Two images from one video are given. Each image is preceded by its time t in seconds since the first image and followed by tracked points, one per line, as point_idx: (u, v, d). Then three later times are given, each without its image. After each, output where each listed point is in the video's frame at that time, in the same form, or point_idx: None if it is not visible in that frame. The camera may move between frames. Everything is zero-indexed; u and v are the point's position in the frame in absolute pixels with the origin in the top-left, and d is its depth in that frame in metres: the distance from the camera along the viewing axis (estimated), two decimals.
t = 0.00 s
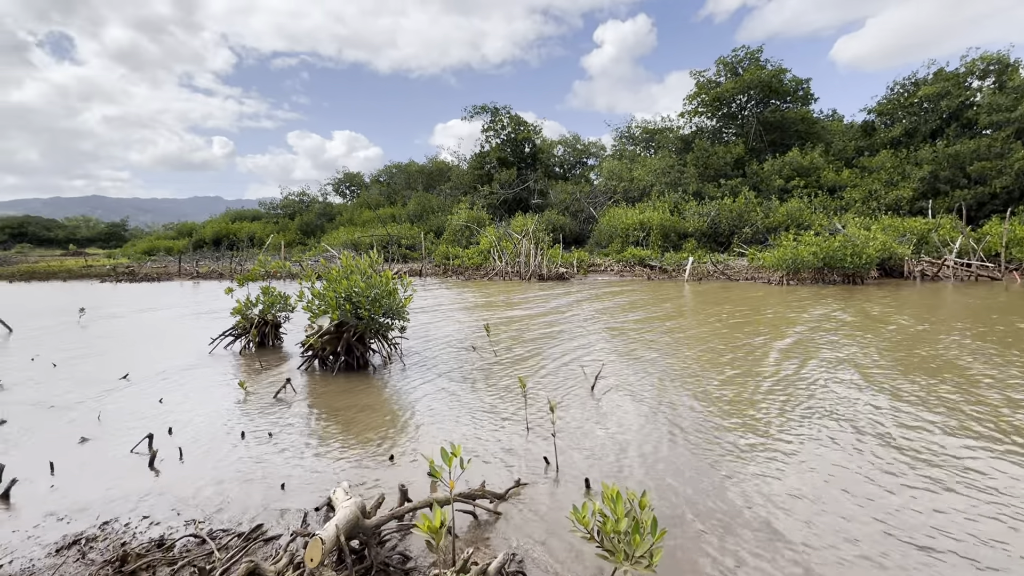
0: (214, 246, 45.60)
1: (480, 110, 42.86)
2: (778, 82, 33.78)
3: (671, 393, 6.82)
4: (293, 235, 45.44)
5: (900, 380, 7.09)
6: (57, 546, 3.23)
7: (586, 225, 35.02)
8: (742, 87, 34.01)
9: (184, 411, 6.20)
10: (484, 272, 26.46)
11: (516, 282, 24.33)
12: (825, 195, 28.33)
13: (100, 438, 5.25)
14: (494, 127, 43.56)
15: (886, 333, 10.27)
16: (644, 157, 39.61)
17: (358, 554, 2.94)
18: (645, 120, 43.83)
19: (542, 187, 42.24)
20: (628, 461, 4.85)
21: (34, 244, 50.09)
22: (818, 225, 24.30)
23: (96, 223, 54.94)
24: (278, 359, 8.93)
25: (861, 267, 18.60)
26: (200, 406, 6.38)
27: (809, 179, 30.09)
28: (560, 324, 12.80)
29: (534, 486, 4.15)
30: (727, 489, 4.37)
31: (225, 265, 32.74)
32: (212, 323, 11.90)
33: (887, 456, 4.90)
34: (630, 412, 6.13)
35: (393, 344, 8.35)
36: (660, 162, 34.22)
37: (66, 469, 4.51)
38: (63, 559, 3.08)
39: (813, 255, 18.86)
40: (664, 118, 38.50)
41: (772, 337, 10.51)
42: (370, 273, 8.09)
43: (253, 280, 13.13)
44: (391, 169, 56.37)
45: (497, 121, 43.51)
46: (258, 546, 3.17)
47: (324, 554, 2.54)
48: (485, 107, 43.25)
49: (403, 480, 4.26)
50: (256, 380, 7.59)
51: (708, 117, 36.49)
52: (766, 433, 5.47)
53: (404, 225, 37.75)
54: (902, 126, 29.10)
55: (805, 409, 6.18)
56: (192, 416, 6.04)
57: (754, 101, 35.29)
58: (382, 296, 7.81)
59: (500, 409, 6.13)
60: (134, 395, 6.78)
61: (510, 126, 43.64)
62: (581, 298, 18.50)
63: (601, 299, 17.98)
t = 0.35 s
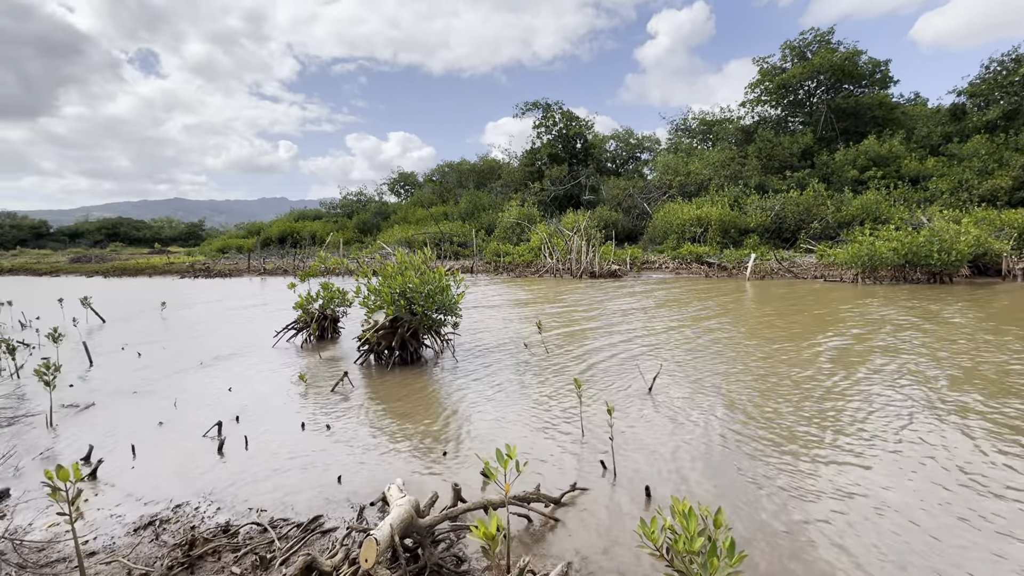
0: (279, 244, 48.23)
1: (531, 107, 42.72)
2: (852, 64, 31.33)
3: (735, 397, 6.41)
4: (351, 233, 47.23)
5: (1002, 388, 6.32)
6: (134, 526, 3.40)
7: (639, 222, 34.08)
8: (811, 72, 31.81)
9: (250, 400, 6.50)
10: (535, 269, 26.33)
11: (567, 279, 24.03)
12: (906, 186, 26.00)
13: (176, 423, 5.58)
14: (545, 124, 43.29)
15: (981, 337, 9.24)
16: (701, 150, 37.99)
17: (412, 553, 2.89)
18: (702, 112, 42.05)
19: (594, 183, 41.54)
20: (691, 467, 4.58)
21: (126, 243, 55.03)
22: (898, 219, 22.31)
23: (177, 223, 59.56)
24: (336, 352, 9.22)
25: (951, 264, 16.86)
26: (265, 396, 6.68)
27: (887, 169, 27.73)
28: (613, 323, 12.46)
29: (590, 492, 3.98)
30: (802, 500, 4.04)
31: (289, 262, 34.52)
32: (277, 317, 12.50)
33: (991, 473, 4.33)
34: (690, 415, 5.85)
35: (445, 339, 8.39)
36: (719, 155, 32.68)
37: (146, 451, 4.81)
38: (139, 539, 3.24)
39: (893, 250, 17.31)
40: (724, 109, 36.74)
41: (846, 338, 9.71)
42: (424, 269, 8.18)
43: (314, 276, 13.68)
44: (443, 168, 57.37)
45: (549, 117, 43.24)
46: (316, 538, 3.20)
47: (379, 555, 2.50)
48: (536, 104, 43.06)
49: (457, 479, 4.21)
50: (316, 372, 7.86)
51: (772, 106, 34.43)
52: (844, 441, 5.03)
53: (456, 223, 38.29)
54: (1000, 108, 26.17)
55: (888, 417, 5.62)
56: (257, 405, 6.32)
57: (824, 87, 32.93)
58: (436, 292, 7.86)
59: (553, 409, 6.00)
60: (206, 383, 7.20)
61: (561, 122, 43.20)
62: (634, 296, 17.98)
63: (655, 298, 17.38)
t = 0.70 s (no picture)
0: (340, 243, 50.41)
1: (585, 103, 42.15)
2: (941, 44, 28.55)
3: (811, 403, 5.95)
4: (407, 232, 48.60)
5: None
6: (213, 508, 3.57)
7: (697, 218, 32.78)
8: (892, 55, 29.28)
9: (316, 391, 6.76)
10: (588, 267, 25.95)
11: (622, 277, 23.50)
12: (1007, 176, 23.36)
13: (249, 411, 5.88)
14: (599, 120, 42.66)
15: None
16: (766, 143, 35.99)
17: (477, 553, 2.84)
18: (767, 102, 39.82)
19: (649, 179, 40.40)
20: (766, 475, 4.28)
21: (205, 243, 59.51)
22: (996, 213, 20.10)
23: (249, 224, 63.65)
24: (395, 348, 9.44)
25: None
26: (330, 388, 6.92)
27: (983, 158, 25.03)
28: (672, 323, 12.02)
29: (658, 501, 3.79)
30: (898, 515, 3.66)
31: (349, 260, 35.96)
32: (340, 312, 13.02)
33: None
34: (762, 420, 5.48)
35: (501, 337, 8.35)
36: (787, 147, 30.80)
37: (223, 437, 5.08)
38: (218, 521, 3.39)
39: (993, 248, 15.57)
40: (792, 98, 34.60)
41: (938, 342, 8.82)
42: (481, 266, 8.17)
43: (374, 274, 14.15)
44: (496, 167, 57.82)
45: (603, 113, 42.49)
46: (381, 531, 3.22)
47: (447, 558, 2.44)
48: (590, 100, 42.49)
49: (518, 479, 4.14)
50: (377, 366, 8.07)
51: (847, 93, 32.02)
52: (943, 454, 4.54)
53: (509, 222, 38.48)
54: None
55: (994, 429, 5.02)
56: (322, 396, 6.56)
57: (907, 70, 30.21)
58: (493, 289, 7.83)
59: (613, 410, 5.82)
60: (276, 374, 7.57)
61: (615, 117, 42.34)
62: (693, 296, 17.29)
63: (716, 297, 16.62)
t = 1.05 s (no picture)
0: (397, 244, 51.92)
1: (641, 99, 41.01)
2: None
3: (912, 421, 5.34)
4: (461, 233, 49.28)
5: None
6: (286, 509, 3.60)
7: (763, 217, 31.03)
8: (991, 33, 26.38)
9: (380, 392, 6.85)
10: (645, 268, 25.15)
11: (681, 279, 22.59)
12: None
13: (318, 410, 6.03)
14: (656, 116, 41.41)
15: None
16: (841, 135, 33.50)
17: None
18: (841, 91, 37.09)
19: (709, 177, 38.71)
20: (866, 503, 3.84)
21: (273, 243, 63.16)
22: None
23: (312, 226, 66.94)
24: (454, 349, 9.45)
25: None
26: (392, 389, 7.00)
27: None
28: (740, 328, 11.33)
29: (747, 531, 3.47)
30: None
31: (406, 261, 36.92)
32: (399, 312, 13.28)
33: None
34: (854, 439, 4.97)
35: (561, 341, 8.14)
36: (865, 138, 28.51)
37: (293, 435, 5.20)
38: (291, 523, 3.41)
39: None
40: (870, 87, 32.02)
41: None
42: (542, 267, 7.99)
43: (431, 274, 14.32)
44: (548, 167, 57.50)
45: (660, 109, 41.19)
46: (450, 545, 3.11)
47: None
48: (646, 96, 41.32)
49: (589, 497, 3.92)
50: (436, 368, 8.08)
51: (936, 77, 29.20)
52: None
53: (562, 222, 38.10)
54: None
55: None
56: (386, 397, 6.63)
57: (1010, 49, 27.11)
58: (554, 291, 7.62)
59: (685, 423, 5.47)
60: (342, 373, 7.76)
61: (674, 113, 40.93)
62: (761, 299, 16.29)
63: (787, 301, 15.56)
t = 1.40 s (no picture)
0: (450, 245, 52.87)
1: (699, 95, 39.50)
2: None
3: None
4: (512, 235, 49.38)
5: None
6: (357, 516, 3.61)
7: (834, 216, 28.99)
8: None
9: (440, 396, 6.86)
10: (704, 271, 24.10)
11: (744, 283, 21.46)
12: None
13: (382, 413, 6.10)
14: (716, 112, 39.79)
15: None
16: (925, 126, 30.74)
17: None
18: (926, 78, 34.05)
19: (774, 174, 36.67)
20: (988, 549, 3.39)
21: (334, 245, 65.98)
22: None
23: (369, 228, 69.46)
24: (511, 354, 9.37)
25: None
26: (452, 393, 6.99)
27: None
28: (816, 335, 10.53)
29: None
30: None
31: (458, 262, 37.48)
32: (455, 315, 13.40)
33: None
34: (966, 467, 4.42)
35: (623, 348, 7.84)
36: (954, 129, 25.99)
37: (360, 439, 5.26)
38: (362, 532, 3.40)
39: None
40: (960, 72, 29.21)
41: None
42: (605, 272, 7.73)
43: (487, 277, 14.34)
44: (601, 167, 56.58)
45: (720, 104, 39.52)
46: (524, 567, 3.00)
47: None
48: (705, 91, 39.78)
49: (668, 525, 3.70)
50: (494, 372, 8.02)
51: None
52: None
53: (615, 223, 37.30)
54: None
55: None
56: (447, 402, 6.61)
57: None
58: (618, 296, 7.33)
59: (766, 443, 5.07)
60: (403, 376, 7.86)
61: (735, 108, 39.14)
62: (835, 304, 15.13)
63: (866, 307, 14.36)
